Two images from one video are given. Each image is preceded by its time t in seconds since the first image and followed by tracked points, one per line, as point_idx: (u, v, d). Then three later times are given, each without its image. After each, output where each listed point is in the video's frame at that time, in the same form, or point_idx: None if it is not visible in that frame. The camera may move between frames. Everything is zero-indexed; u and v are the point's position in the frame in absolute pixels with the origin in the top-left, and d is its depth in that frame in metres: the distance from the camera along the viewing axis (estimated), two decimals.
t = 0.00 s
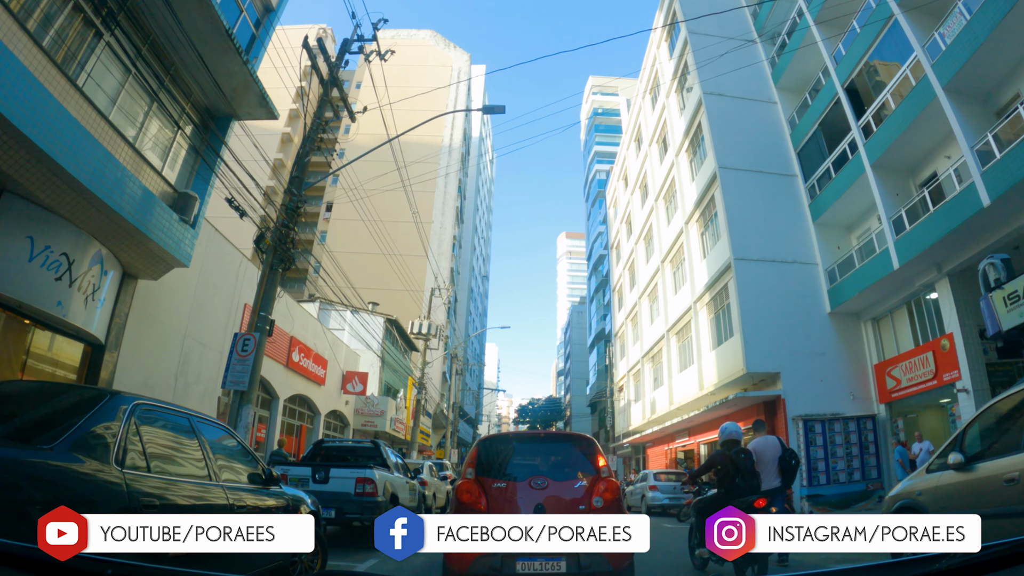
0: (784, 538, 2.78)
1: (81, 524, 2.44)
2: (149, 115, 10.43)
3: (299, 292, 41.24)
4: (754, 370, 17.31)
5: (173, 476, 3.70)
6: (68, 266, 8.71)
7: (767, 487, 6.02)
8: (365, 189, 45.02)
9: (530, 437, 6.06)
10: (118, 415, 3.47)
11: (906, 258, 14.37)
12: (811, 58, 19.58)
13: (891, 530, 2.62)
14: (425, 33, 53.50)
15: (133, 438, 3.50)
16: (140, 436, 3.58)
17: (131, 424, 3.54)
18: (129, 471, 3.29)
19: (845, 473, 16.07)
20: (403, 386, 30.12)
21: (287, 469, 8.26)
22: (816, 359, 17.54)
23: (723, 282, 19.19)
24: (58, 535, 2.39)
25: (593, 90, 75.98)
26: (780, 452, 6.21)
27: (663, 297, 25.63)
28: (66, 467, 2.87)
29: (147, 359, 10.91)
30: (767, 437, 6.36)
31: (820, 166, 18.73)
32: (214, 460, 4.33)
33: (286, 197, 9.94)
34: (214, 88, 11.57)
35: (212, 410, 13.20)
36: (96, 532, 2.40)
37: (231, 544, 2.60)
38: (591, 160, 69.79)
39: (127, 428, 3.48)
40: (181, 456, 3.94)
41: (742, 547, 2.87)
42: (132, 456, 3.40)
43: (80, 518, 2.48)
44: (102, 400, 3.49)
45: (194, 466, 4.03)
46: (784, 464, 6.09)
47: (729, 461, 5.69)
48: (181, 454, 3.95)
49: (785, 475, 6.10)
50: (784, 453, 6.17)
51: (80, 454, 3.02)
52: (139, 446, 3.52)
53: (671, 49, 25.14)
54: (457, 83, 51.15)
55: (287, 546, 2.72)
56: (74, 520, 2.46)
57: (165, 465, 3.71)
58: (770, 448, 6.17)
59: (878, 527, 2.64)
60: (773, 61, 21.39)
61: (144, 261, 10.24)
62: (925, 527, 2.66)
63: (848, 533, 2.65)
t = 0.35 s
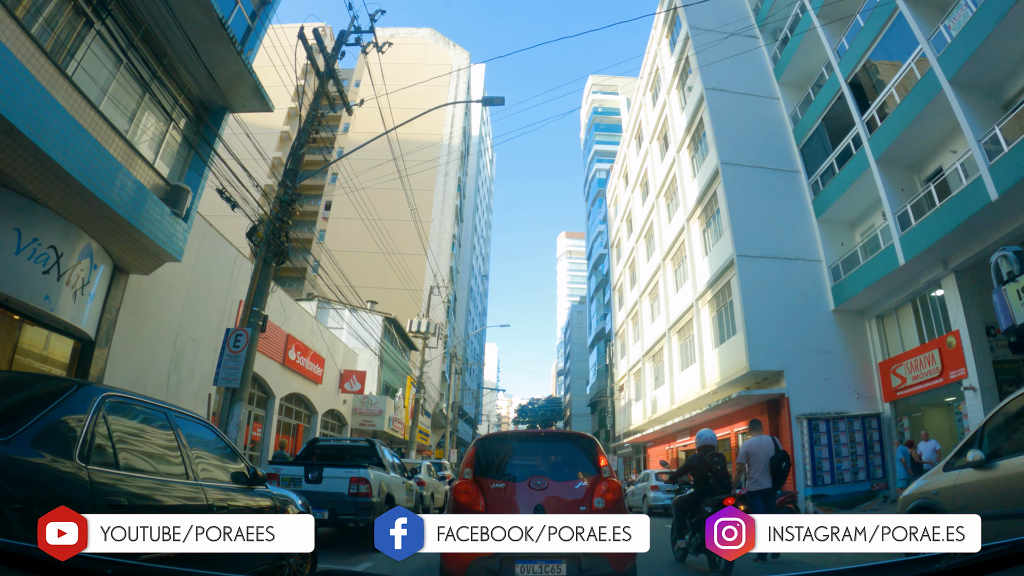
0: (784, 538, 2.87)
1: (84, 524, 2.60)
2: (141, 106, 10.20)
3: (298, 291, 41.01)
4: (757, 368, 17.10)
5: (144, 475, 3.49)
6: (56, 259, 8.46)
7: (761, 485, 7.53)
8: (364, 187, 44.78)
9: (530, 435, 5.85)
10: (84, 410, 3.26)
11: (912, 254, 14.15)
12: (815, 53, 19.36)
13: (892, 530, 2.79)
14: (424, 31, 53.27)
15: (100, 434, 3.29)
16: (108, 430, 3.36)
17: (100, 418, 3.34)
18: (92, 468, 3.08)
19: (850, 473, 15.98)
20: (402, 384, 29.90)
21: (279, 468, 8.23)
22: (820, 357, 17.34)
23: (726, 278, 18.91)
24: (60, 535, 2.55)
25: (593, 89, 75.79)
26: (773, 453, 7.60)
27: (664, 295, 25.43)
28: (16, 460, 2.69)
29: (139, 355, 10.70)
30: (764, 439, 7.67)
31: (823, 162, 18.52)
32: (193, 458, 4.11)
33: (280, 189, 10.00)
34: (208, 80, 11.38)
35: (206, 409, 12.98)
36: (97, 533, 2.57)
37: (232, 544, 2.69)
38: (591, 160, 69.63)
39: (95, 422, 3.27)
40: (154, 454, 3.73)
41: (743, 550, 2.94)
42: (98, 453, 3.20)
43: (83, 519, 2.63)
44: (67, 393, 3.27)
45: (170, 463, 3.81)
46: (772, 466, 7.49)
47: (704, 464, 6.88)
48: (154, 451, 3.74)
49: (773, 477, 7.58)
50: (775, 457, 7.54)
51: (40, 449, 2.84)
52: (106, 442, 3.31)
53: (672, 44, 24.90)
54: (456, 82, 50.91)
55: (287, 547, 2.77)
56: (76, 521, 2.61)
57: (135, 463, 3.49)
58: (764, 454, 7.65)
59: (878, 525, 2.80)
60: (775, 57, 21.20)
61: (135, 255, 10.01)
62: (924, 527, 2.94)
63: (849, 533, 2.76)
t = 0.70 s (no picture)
0: (782, 538, 3.32)
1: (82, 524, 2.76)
2: (133, 97, 9.99)
3: (296, 290, 40.78)
4: (761, 366, 16.91)
5: (114, 472, 3.31)
6: (45, 252, 8.24)
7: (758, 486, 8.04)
8: (363, 186, 44.56)
9: (531, 435, 5.67)
10: (50, 402, 3.07)
11: (917, 250, 13.96)
12: (817, 48, 19.17)
13: (889, 531, 3.16)
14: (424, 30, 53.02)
15: (68, 427, 3.11)
16: (75, 424, 3.18)
17: (68, 410, 3.15)
18: (56, 465, 2.90)
19: (854, 472, 15.76)
20: (400, 384, 29.68)
21: (272, 468, 8.05)
22: (823, 355, 17.16)
23: (729, 275, 18.70)
24: (58, 534, 2.66)
25: (593, 88, 75.62)
26: (772, 457, 8.18)
27: (665, 294, 25.24)
28: None
29: (132, 351, 10.51)
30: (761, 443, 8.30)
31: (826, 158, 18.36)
32: (170, 453, 3.93)
33: (274, 182, 9.95)
34: (202, 72, 11.20)
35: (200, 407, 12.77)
36: (97, 533, 2.80)
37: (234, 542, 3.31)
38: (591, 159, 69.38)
39: (62, 415, 3.08)
40: (126, 450, 3.54)
41: (741, 546, 3.45)
42: (64, 447, 3.02)
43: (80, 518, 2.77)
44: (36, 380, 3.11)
45: (142, 461, 3.63)
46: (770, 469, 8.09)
47: (686, 466, 8.02)
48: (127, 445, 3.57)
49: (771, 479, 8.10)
50: (772, 460, 8.09)
51: None
52: (73, 437, 3.12)
53: (674, 40, 24.69)
54: (456, 80, 50.70)
55: (285, 544, 3.45)
56: (74, 520, 2.75)
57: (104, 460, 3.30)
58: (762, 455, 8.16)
59: (878, 526, 3.19)
60: (777, 52, 21.04)
61: (127, 249, 9.81)
62: (922, 527, 3.31)
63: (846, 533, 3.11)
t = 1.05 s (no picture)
0: (784, 538, 3.21)
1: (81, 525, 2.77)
2: (127, 90, 9.83)
3: (295, 289, 40.61)
4: (763, 365, 16.77)
5: (89, 470, 3.13)
6: (37, 247, 8.07)
7: (756, 483, 8.13)
8: (363, 185, 44.43)
9: (531, 434, 5.51)
10: (20, 395, 2.89)
11: (921, 247, 13.81)
12: (819, 44, 19.04)
13: (891, 530, 3.09)
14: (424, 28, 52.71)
15: (38, 422, 2.92)
16: (47, 418, 2.99)
17: (39, 404, 2.96)
18: (24, 461, 2.72)
19: (857, 471, 15.63)
20: (399, 383, 29.56)
21: (266, 467, 7.92)
22: (827, 354, 17.02)
23: (731, 273, 18.54)
24: (58, 534, 2.67)
25: (594, 87, 75.59)
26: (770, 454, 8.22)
27: (666, 292, 25.09)
28: None
29: (126, 349, 10.36)
30: (760, 441, 8.39)
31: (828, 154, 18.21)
32: (149, 449, 3.76)
33: (270, 176, 9.83)
34: (197, 65, 11.04)
35: (195, 405, 12.61)
36: (97, 532, 2.80)
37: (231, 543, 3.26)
38: (591, 158, 69.27)
39: (32, 409, 2.90)
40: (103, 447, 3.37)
41: (740, 546, 3.28)
42: (34, 444, 2.84)
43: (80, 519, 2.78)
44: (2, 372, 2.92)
45: (120, 459, 3.45)
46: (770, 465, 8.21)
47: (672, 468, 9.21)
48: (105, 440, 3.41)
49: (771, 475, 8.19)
50: (771, 456, 8.17)
51: None
52: (44, 432, 2.94)
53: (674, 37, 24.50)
54: (456, 79, 50.54)
55: (285, 545, 3.31)
56: (74, 520, 2.76)
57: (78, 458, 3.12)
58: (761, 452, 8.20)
59: (877, 526, 3.09)
60: (779, 49, 20.91)
61: (121, 245, 9.66)
62: (924, 527, 3.23)
63: (849, 533, 3.07)
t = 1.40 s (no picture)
0: (783, 538, 3.10)
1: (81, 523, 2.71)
2: (122, 84, 9.72)
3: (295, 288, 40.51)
4: (765, 364, 16.65)
5: (71, 469, 2.96)
6: (30, 243, 7.95)
7: (744, 484, 8.39)
8: (362, 184, 44.34)
9: (531, 432, 5.40)
10: None
11: (925, 244, 13.68)
12: (820, 42, 18.95)
13: (891, 531, 2.99)
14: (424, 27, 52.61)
15: (17, 418, 2.76)
16: (25, 413, 2.82)
17: (17, 398, 2.80)
18: (8, 458, 2.60)
19: (860, 472, 15.51)
20: (399, 382, 29.47)
21: (261, 467, 7.81)
22: (828, 352, 16.92)
23: (733, 271, 18.42)
24: (58, 534, 2.58)
25: (594, 86, 75.60)
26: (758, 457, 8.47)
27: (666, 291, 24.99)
28: None
29: (121, 347, 10.22)
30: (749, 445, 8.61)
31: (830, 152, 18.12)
32: (137, 449, 3.61)
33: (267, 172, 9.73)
34: (194, 60, 10.94)
35: (191, 404, 12.49)
36: (97, 533, 2.73)
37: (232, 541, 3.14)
38: (591, 158, 69.19)
39: (10, 402, 2.74)
40: (86, 445, 3.21)
41: (741, 546, 3.16)
42: (11, 440, 2.68)
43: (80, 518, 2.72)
44: None
45: (104, 457, 3.30)
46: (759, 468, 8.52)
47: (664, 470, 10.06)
48: (90, 437, 3.27)
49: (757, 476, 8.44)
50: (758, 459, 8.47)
51: None
52: (22, 428, 2.77)
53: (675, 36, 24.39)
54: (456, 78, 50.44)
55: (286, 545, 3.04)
56: (74, 520, 2.70)
57: (59, 456, 2.96)
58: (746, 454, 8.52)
59: (877, 526, 2.99)
60: (780, 47, 20.83)
61: (116, 242, 9.55)
62: (924, 528, 3.08)
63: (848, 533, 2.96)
